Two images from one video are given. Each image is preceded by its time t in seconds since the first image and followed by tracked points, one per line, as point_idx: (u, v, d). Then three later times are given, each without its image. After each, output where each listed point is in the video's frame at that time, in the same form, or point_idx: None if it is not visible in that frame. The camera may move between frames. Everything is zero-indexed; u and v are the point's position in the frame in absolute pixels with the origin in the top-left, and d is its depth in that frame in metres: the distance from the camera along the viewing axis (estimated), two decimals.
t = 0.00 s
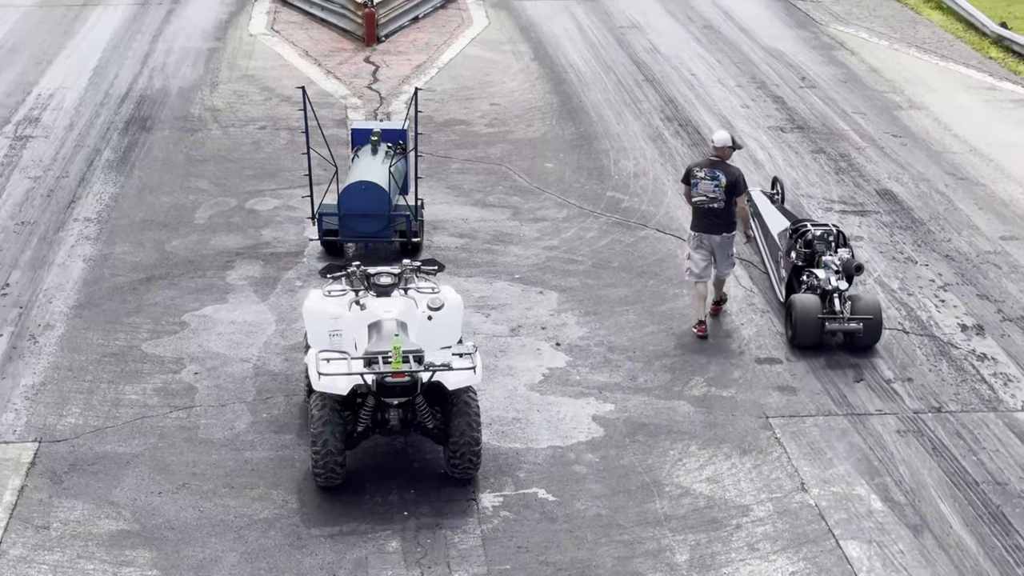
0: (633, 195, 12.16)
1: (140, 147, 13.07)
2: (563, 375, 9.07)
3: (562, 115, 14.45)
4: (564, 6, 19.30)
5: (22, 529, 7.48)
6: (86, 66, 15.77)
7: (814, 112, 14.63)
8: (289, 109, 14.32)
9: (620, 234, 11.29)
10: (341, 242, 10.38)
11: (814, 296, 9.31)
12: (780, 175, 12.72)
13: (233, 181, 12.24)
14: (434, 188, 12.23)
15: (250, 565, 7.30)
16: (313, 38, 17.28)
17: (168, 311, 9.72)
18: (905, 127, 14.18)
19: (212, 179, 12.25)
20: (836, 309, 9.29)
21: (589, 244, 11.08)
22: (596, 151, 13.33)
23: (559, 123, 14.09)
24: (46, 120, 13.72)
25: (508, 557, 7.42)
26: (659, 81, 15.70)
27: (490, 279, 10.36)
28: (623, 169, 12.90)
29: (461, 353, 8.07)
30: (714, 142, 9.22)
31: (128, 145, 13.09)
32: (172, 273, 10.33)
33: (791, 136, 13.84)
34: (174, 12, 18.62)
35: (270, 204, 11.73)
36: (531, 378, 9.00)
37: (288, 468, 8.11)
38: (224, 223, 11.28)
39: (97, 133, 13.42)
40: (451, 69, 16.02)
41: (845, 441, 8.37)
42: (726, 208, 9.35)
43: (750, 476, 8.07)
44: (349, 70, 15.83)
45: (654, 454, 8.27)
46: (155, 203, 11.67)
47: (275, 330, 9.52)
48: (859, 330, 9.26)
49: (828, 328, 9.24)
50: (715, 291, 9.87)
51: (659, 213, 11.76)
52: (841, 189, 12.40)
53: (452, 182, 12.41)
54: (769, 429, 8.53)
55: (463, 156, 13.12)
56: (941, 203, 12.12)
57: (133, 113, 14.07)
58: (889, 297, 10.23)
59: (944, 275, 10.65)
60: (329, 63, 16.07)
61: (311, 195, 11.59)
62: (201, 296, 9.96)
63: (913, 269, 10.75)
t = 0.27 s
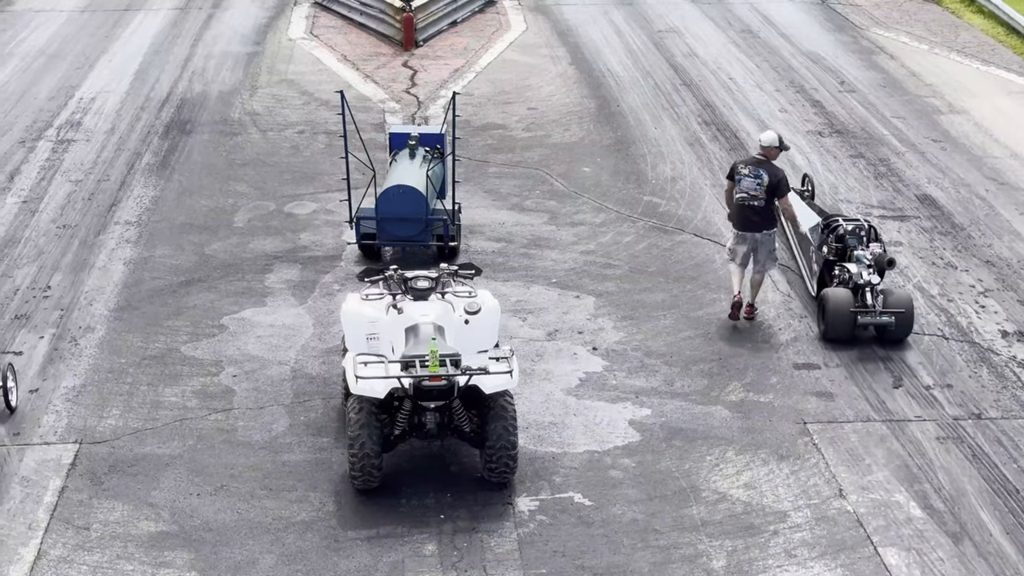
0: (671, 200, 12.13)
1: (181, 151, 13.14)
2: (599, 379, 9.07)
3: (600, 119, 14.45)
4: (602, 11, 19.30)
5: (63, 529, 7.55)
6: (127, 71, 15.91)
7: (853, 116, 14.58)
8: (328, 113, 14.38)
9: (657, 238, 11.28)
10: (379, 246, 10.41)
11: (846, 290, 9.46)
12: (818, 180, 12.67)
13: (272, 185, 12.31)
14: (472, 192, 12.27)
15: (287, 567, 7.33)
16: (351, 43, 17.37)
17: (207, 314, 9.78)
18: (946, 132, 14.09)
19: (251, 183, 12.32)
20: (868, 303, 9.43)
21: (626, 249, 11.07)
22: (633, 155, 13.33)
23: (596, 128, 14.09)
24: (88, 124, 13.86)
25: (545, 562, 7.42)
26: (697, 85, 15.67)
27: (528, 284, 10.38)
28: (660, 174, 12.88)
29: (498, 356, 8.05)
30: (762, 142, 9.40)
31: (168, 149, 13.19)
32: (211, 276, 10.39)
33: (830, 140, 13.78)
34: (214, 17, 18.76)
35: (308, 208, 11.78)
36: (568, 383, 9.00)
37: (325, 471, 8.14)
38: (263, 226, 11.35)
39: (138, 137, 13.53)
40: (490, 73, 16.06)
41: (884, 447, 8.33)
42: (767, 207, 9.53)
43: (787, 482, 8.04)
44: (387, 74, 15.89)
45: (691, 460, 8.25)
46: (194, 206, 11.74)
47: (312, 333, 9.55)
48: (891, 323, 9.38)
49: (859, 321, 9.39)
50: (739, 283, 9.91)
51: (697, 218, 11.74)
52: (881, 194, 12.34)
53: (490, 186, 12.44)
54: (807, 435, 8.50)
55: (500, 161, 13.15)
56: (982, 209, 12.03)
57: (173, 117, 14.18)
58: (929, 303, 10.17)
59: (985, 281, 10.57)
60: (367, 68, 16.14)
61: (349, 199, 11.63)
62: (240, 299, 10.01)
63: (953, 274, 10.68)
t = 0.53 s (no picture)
0: (717, 200, 12.09)
1: (229, 150, 13.23)
2: (644, 379, 9.05)
3: (647, 119, 14.43)
4: (649, 10, 19.29)
5: (111, 524, 7.63)
6: (176, 69, 16.06)
7: (902, 116, 14.47)
8: (374, 111, 14.45)
9: (703, 238, 11.24)
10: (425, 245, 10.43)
11: (888, 280, 9.59)
12: (866, 180, 12.59)
13: (319, 183, 12.38)
14: (518, 191, 12.30)
15: (332, 564, 7.37)
16: (398, 42, 17.45)
17: (254, 311, 9.85)
18: (996, 132, 13.95)
19: (298, 181, 12.40)
20: (909, 292, 9.57)
21: (672, 248, 11.05)
22: (679, 155, 13.30)
23: (643, 127, 14.08)
24: (137, 122, 14.01)
25: (589, 561, 7.41)
26: (744, 85, 15.62)
27: (573, 283, 10.39)
28: (707, 174, 12.84)
29: (543, 355, 8.03)
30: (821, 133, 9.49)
31: (216, 147, 13.30)
32: (258, 273, 10.45)
33: (879, 140, 13.70)
34: (262, 16, 18.90)
35: (354, 206, 11.84)
36: (612, 382, 9.00)
37: (370, 468, 8.17)
38: (309, 225, 11.41)
39: (187, 135, 13.64)
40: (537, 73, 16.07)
41: (932, 450, 8.25)
42: (815, 198, 9.56)
43: (833, 484, 7.99)
44: (435, 74, 15.94)
45: (736, 460, 8.22)
46: (242, 204, 11.82)
47: (358, 331, 9.58)
48: (932, 312, 9.53)
49: (901, 311, 9.52)
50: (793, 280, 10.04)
51: (743, 218, 11.69)
52: (930, 194, 12.24)
53: (536, 185, 12.47)
54: (853, 437, 8.44)
55: (546, 160, 13.17)
56: None
57: (221, 115, 14.30)
58: (978, 306, 10.07)
59: None
60: (414, 67, 16.19)
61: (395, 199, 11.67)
62: (286, 297, 10.07)
63: (1003, 276, 10.58)
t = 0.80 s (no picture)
0: (769, 194, 12.05)
1: (281, 141, 13.32)
2: (694, 374, 9.04)
3: (699, 113, 14.39)
4: (703, 4, 19.29)
5: (163, 512, 7.71)
6: (230, 61, 16.17)
7: (958, 111, 14.34)
8: (426, 104, 14.50)
9: (755, 233, 11.20)
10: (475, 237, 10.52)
11: (933, 264, 9.71)
12: (920, 176, 12.49)
13: (370, 175, 12.45)
14: (567, 185, 12.36)
15: (381, 555, 7.40)
16: (450, 35, 17.50)
17: (305, 302, 9.91)
18: None
19: (350, 174, 12.48)
20: (954, 276, 9.68)
21: (722, 243, 11.02)
22: (732, 149, 13.27)
23: (695, 121, 14.04)
24: (191, 114, 14.13)
25: (636, 556, 7.40)
26: (797, 78, 15.54)
27: (622, 277, 10.40)
28: (758, 169, 12.78)
29: (592, 349, 8.01)
30: (885, 128, 9.59)
31: (268, 139, 13.39)
32: (308, 265, 10.51)
33: (933, 136, 13.58)
34: (313, 9, 19.01)
35: (405, 199, 11.89)
36: (661, 377, 8.99)
37: (419, 460, 8.20)
38: (360, 217, 11.47)
39: (240, 127, 13.76)
40: (589, 67, 16.08)
41: (985, 449, 8.17)
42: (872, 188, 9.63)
43: (884, 482, 7.93)
44: (487, 67, 15.97)
45: (786, 457, 8.18)
46: (293, 196, 11.91)
47: (408, 323, 9.61)
48: (976, 296, 9.62)
49: (946, 295, 9.64)
50: (855, 274, 10.12)
51: (795, 213, 11.62)
52: (984, 191, 12.12)
53: (587, 179, 12.52)
54: (905, 435, 8.38)
55: (597, 154, 13.20)
56: None
57: (273, 108, 14.40)
58: None
59: None
60: (467, 60, 16.24)
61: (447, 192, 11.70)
62: (337, 288, 10.13)
63: None
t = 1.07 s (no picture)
0: (824, 183, 12.04)
1: (337, 127, 13.46)
2: (746, 363, 9.03)
3: (754, 101, 14.37)
4: None
5: (217, 491, 7.79)
6: (287, 46, 16.25)
7: (1020, 100, 14.17)
8: (481, 90, 14.56)
9: (811, 222, 11.20)
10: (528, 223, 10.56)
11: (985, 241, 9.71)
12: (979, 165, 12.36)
13: (425, 160, 12.55)
14: (622, 171, 12.45)
15: (432, 538, 7.45)
16: (504, 21, 17.58)
17: (359, 286, 10.00)
18: None
19: (404, 159, 12.60)
20: (1006, 255, 9.70)
21: (777, 232, 11.02)
22: (788, 137, 13.27)
23: (751, 109, 14.03)
24: (247, 98, 14.30)
25: (686, 543, 7.39)
26: (856, 66, 15.46)
27: (675, 265, 10.45)
28: (815, 157, 12.76)
29: (645, 337, 8.00)
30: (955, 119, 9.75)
31: (323, 125, 13.54)
32: (362, 250, 10.60)
33: (994, 125, 13.43)
34: None
35: (459, 184, 11.99)
36: (714, 365, 9.01)
37: (471, 444, 8.24)
38: (414, 201, 11.57)
39: (296, 111, 13.93)
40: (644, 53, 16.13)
41: None
42: (936, 173, 9.69)
43: (938, 474, 7.88)
44: (544, 53, 15.99)
45: (839, 447, 8.16)
46: (348, 180, 12.05)
47: (461, 308, 9.67)
48: None
49: (997, 273, 9.64)
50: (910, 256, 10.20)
51: (851, 202, 11.60)
52: None
53: (641, 167, 12.59)
54: (961, 427, 8.32)
55: (652, 141, 13.27)
56: None
57: (330, 93, 14.53)
58: None
59: None
60: (522, 46, 16.33)
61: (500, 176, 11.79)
62: (390, 273, 10.21)
63: None
